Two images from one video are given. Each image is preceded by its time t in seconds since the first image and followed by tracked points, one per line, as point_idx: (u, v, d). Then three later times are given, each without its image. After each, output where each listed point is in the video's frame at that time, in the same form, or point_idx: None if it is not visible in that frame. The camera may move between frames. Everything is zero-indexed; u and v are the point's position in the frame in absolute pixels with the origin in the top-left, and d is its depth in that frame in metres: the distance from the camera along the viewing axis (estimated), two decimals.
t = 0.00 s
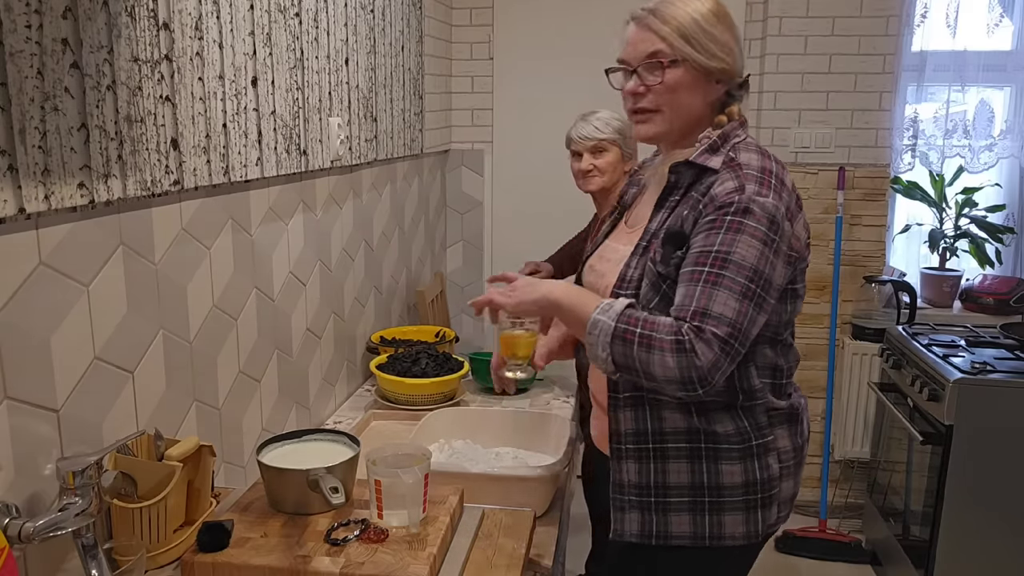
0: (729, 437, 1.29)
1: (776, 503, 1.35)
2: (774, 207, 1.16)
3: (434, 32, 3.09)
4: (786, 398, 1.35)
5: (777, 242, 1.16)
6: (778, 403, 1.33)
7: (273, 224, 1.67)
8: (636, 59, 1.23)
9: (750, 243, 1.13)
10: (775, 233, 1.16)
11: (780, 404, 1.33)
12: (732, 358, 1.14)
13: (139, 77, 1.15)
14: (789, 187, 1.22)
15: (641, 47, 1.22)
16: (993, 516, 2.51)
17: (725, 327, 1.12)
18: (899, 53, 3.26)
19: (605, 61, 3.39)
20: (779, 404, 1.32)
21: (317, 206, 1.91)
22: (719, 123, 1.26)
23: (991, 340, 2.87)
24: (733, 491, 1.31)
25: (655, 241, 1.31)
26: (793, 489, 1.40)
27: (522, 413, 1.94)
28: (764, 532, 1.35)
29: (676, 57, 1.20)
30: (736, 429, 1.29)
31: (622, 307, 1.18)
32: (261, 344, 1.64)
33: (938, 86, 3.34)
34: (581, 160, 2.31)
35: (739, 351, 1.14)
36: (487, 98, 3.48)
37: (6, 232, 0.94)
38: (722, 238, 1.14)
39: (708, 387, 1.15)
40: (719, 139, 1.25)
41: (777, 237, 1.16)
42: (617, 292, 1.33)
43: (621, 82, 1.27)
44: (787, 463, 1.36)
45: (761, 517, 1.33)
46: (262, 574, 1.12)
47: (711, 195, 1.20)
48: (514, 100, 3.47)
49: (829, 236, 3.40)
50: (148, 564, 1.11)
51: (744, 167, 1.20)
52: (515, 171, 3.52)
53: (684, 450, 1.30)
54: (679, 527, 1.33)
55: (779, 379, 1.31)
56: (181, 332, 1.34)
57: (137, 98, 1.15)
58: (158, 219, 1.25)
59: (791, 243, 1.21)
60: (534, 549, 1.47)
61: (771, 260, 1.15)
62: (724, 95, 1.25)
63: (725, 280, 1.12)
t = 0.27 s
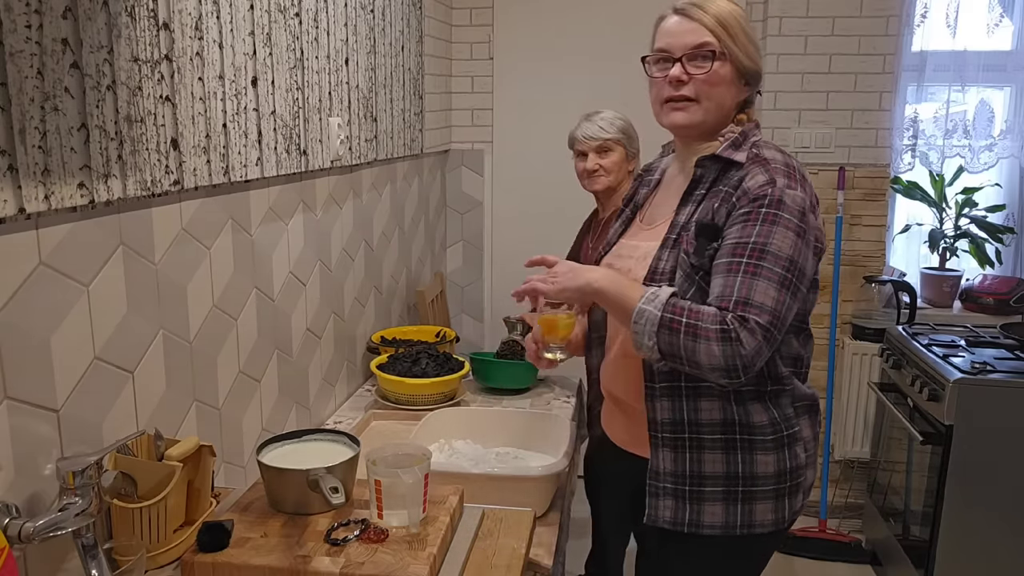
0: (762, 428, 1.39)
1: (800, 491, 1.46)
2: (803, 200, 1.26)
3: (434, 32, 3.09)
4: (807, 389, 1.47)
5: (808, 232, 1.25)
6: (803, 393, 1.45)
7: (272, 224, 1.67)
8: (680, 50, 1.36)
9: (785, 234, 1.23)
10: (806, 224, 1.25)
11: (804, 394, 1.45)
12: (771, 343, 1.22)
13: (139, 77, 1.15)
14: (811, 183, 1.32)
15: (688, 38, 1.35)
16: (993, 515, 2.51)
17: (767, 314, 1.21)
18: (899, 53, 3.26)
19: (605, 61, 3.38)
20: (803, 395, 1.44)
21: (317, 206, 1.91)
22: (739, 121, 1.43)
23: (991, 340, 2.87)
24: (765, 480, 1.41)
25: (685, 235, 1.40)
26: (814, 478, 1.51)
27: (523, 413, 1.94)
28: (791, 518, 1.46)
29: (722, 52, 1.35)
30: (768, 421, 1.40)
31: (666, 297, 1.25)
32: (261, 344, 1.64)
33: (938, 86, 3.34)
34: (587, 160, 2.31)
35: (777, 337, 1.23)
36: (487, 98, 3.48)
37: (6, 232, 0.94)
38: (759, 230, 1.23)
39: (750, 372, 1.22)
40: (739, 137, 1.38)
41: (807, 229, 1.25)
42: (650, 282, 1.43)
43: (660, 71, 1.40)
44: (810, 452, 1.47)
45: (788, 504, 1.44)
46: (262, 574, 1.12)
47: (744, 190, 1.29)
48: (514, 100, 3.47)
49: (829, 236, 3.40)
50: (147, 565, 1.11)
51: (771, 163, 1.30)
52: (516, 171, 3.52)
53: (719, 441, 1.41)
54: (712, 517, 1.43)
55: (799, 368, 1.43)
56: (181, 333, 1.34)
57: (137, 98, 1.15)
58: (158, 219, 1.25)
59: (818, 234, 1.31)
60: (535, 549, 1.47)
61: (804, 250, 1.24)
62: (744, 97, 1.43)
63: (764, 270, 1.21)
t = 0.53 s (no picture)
0: (769, 425, 1.39)
1: (805, 489, 1.46)
2: (821, 199, 1.28)
3: (434, 32, 3.09)
4: (813, 388, 1.47)
5: (825, 232, 1.28)
6: (808, 392, 1.45)
7: (273, 224, 1.67)
8: (696, 51, 1.37)
9: (805, 235, 1.25)
10: (824, 224, 1.28)
11: (809, 392, 1.45)
12: (795, 342, 1.25)
13: (139, 77, 1.15)
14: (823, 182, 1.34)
15: (704, 39, 1.36)
16: (993, 515, 2.51)
17: (791, 315, 1.23)
18: (899, 53, 3.26)
19: (604, 61, 3.39)
20: (809, 393, 1.45)
21: (317, 206, 1.91)
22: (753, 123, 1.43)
23: (991, 340, 2.87)
24: (771, 477, 1.41)
25: (701, 232, 1.40)
26: (818, 476, 1.52)
27: (524, 414, 1.94)
28: (795, 516, 1.46)
29: (738, 53, 1.36)
30: (775, 418, 1.40)
31: (691, 300, 1.26)
32: (261, 344, 1.64)
33: (938, 86, 3.34)
34: (594, 162, 2.31)
35: (799, 336, 1.26)
36: (487, 98, 3.48)
37: (6, 232, 0.94)
38: (781, 231, 1.25)
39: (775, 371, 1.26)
40: (754, 137, 1.38)
41: (824, 229, 1.28)
42: (665, 279, 1.42)
43: (676, 72, 1.40)
44: (815, 450, 1.48)
45: (792, 502, 1.44)
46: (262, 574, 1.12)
47: (761, 189, 1.30)
48: (514, 100, 3.47)
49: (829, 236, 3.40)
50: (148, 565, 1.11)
51: (787, 164, 1.31)
52: (516, 171, 3.52)
53: (726, 438, 1.41)
54: (717, 513, 1.43)
55: (807, 367, 1.43)
56: (181, 333, 1.34)
57: (137, 98, 1.15)
58: (158, 218, 1.25)
59: (832, 231, 1.34)
60: (535, 549, 1.47)
61: (822, 250, 1.27)
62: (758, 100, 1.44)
63: (787, 271, 1.23)
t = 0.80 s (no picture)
0: (765, 426, 1.39)
1: (800, 490, 1.46)
2: (828, 197, 1.29)
3: (434, 32, 3.10)
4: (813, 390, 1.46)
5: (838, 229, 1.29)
6: (806, 394, 1.44)
7: (273, 224, 1.67)
8: (702, 51, 1.37)
9: (822, 237, 1.25)
10: (835, 221, 1.28)
11: (807, 394, 1.44)
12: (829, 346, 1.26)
13: (139, 77, 1.15)
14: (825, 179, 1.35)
15: (710, 38, 1.36)
16: (993, 516, 2.51)
17: (823, 321, 1.24)
18: (899, 53, 3.26)
19: (604, 61, 3.39)
20: (807, 395, 1.43)
21: (317, 206, 1.91)
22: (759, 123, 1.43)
23: (991, 340, 2.87)
24: (765, 478, 1.41)
25: (703, 232, 1.40)
26: (815, 478, 1.51)
27: (524, 414, 1.94)
28: (789, 517, 1.46)
29: (744, 54, 1.36)
30: (771, 419, 1.39)
31: (721, 330, 1.26)
32: (261, 344, 1.64)
33: (938, 86, 3.34)
34: (586, 166, 2.31)
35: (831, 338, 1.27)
36: (487, 98, 3.48)
37: (6, 232, 0.94)
38: (797, 238, 1.25)
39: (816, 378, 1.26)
40: (757, 137, 1.38)
41: (836, 228, 1.29)
42: (665, 278, 1.42)
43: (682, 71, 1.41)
44: (811, 451, 1.48)
45: (787, 503, 1.44)
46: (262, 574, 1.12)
47: (768, 193, 1.30)
48: (514, 100, 3.47)
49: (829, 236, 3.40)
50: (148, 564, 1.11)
51: (791, 166, 1.31)
52: (516, 171, 3.52)
53: (721, 437, 1.41)
54: (711, 513, 1.43)
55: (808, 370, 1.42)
56: (181, 333, 1.34)
57: (137, 98, 1.15)
58: (157, 218, 1.25)
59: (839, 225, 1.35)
60: (535, 549, 1.47)
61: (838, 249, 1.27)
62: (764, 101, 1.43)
63: (812, 277, 1.23)
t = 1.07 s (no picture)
0: (768, 428, 1.39)
1: (803, 491, 1.46)
2: (833, 196, 1.29)
3: (434, 32, 3.10)
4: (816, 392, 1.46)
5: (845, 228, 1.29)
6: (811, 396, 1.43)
7: (273, 224, 1.67)
8: (706, 46, 1.37)
9: (832, 240, 1.25)
10: (842, 220, 1.29)
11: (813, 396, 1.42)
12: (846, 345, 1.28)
13: (139, 77, 1.15)
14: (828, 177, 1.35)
15: (714, 35, 1.36)
16: (993, 516, 2.51)
17: (840, 323, 1.26)
18: (899, 53, 3.26)
19: (604, 61, 3.38)
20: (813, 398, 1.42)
21: (317, 206, 1.91)
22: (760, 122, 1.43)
23: (991, 340, 2.87)
24: (769, 480, 1.41)
25: (706, 235, 1.39)
26: (817, 479, 1.51)
27: (524, 414, 1.94)
28: (792, 518, 1.46)
29: (748, 50, 1.36)
30: (774, 421, 1.39)
31: (737, 352, 1.30)
32: (261, 344, 1.64)
33: (938, 86, 3.34)
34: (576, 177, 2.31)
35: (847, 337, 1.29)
36: (487, 98, 3.48)
37: (6, 232, 0.94)
38: (808, 242, 1.25)
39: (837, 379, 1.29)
40: (758, 138, 1.38)
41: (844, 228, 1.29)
42: (669, 283, 1.41)
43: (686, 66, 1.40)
44: (815, 453, 1.48)
45: (790, 504, 1.44)
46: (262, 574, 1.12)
47: (774, 197, 1.30)
48: (514, 100, 3.47)
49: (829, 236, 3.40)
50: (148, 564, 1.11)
51: (796, 168, 1.31)
52: (516, 171, 3.52)
53: (724, 439, 1.41)
54: (714, 515, 1.43)
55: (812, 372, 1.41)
56: (181, 333, 1.33)
57: (137, 98, 1.15)
58: (158, 218, 1.25)
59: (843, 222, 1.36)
60: (535, 549, 1.47)
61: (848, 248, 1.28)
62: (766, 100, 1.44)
63: (827, 281, 1.24)
